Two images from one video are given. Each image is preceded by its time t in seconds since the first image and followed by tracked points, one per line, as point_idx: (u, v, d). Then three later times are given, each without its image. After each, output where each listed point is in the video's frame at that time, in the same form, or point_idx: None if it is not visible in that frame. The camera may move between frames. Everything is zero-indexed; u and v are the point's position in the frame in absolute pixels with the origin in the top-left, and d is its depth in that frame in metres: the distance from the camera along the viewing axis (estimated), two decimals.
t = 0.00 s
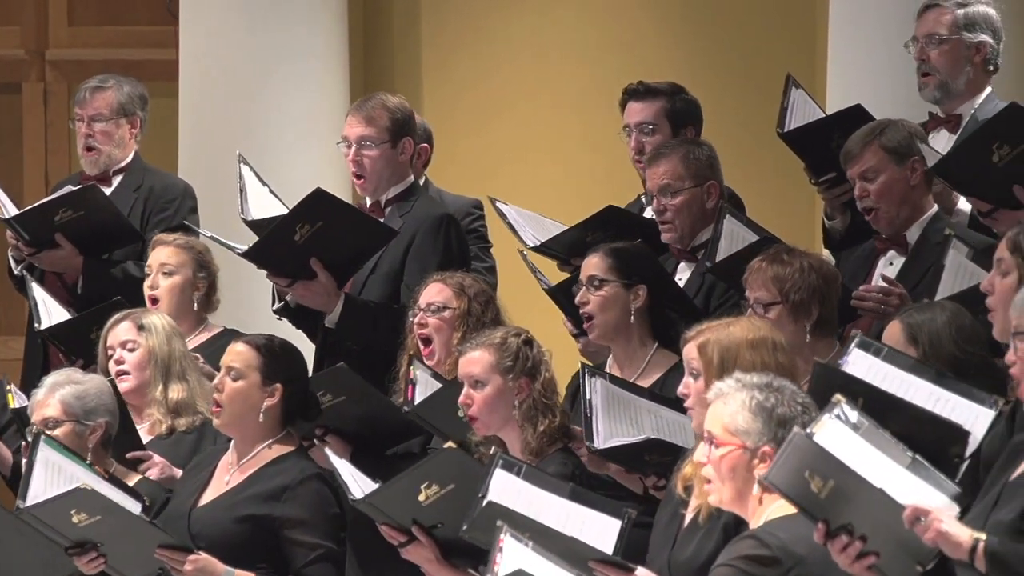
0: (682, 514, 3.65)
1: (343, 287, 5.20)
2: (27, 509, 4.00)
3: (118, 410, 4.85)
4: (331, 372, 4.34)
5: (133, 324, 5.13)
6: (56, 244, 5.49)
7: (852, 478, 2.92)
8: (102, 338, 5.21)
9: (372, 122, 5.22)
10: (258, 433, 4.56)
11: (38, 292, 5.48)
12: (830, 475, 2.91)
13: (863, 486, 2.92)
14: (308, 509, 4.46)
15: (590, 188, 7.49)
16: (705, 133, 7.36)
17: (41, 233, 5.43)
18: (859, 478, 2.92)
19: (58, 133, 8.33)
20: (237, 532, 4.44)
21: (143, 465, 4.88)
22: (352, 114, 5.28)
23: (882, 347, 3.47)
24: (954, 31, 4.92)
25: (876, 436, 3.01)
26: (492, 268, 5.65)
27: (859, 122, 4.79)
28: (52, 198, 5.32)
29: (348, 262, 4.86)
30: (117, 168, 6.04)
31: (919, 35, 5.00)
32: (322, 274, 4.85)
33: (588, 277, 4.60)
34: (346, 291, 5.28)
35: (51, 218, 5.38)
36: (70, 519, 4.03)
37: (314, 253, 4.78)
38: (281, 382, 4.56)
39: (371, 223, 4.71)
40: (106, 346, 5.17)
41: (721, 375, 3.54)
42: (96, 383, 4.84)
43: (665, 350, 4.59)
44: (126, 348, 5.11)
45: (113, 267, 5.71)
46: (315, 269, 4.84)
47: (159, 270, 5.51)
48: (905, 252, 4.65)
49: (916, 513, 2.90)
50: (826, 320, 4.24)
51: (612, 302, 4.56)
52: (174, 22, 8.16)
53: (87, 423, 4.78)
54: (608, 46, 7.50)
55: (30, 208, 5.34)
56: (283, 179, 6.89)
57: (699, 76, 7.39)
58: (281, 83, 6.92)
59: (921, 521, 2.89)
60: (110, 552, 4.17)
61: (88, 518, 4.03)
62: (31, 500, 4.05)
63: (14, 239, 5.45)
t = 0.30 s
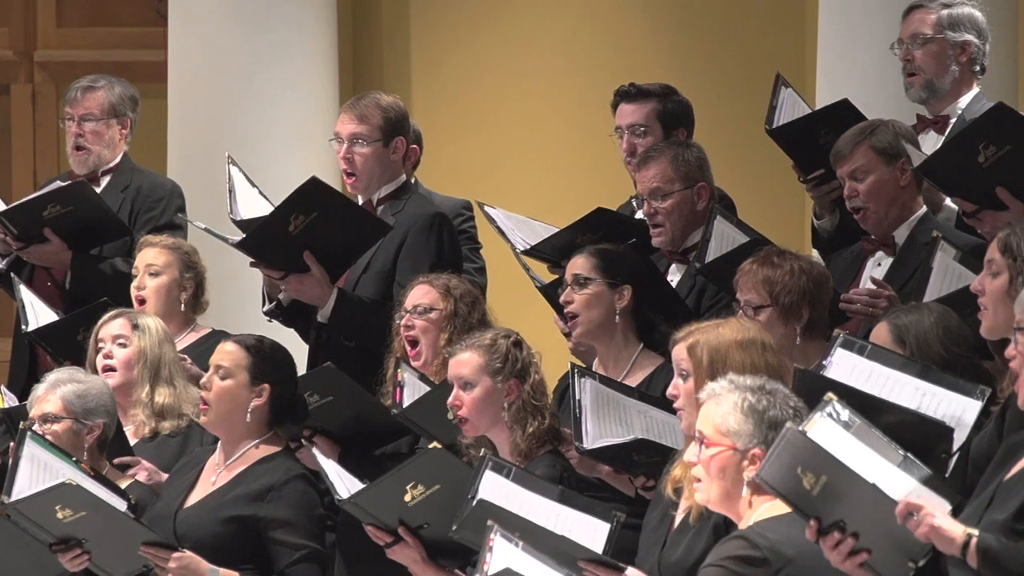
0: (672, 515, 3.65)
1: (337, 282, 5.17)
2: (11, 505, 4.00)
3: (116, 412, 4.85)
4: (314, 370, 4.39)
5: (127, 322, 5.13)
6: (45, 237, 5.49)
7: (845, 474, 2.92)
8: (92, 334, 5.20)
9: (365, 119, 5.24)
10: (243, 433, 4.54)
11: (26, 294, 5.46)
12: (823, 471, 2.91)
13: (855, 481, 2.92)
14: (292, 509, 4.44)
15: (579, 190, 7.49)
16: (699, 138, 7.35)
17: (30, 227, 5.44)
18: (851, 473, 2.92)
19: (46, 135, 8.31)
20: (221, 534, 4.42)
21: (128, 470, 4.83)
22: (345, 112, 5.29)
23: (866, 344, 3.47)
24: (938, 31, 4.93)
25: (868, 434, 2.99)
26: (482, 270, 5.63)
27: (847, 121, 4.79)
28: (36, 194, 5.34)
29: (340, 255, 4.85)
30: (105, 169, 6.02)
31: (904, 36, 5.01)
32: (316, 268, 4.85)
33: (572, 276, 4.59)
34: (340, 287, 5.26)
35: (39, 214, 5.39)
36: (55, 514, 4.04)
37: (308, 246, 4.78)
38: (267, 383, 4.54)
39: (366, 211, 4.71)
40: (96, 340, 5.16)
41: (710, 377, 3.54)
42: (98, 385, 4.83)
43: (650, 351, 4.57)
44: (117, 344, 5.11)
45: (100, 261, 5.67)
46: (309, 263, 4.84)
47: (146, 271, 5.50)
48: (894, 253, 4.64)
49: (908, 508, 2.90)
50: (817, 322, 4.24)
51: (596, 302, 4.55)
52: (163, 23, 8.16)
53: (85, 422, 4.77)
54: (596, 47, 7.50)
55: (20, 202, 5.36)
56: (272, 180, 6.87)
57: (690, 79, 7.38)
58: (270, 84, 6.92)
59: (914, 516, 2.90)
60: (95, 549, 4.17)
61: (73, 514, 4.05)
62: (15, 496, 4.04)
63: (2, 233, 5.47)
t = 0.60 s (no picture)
0: (661, 515, 3.63)
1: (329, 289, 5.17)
2: None
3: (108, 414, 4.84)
4: (304, 372, 4.38)
5: (113, 328, 5.11)
6: (33, 236, 5.49)
7: (837, 478, 2.92)
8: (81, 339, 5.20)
9: (353, 124, 5.22)
10: (227, 432, 4.53)
11: (15, 297, 5.45)
12: (816, 475, 2.91)
13: (847, 485, 2.93)
14: (277, 509, 4.44)
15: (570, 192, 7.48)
16: (689, 142, 7.35)
17: (17, 226, 5.43)
18: (843, 477, 2.92)
19: (36, 137, 8.29)
20: (206, 535, 4.41)
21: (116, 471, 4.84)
22: (332, 118, 5.27)
23: (862, 344, 3.46)
24: (922, 35, 4.93)
25: (861, 438, 3.01)
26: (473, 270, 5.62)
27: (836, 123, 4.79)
28: (27, 189, 5.35)
29: (330, 266, 4.84)
30: (95, 170, 6.01)
31: (887, 44, 5.01)
32: (308, 276, 4.84)
33: (560, 281, 4.58)
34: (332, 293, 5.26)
35: (26, 211, 5.39)
36: (38, 517, 4.02)
37: (300, 253, 4.76)
38: (248, 382, 4.54)
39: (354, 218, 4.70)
40: (84, 347, 5.15)
41: (697, 379, 3.53)
42: (92, 387, 4.83)
43: (636, 353, 4.58)
44: (106, 352, 5.10)
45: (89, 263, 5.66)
46: (302, 271, 4.82)
47: (135, 274, 5.49)
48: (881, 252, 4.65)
49: (902, 512, 2.89)
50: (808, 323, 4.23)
51: (584, 304, 4.55)
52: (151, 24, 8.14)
53: (78, 423, 4.75)
54: (586, 50, 7.49)
55: (8, 199, 5.37)
56: (263, 183, 6.87)
57: (683, 82, 7.37)
58: (260, 86, 6.91)
59: (908, 520, 2.88)
60: (80, 552, 4.15)
61: (57, 516, 4.03)
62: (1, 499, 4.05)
63: None
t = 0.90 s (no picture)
0: (648, 516, 3.63)
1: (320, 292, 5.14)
2: None
3: (94, 415, 4.82)
4: (295, 373, 4.37)
5: (108, 331, 5.09)
6: (24, 246, 5.48)
7: (829, 476, 2.93)
8: (76, 342, 5.18)
9: (335, 129, 5.20)
10: (204, 433, 4.54)
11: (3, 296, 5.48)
12: (811, 474, 2.92)
13: (840, 483, 2.94)
14: (259, 508, 4.45)
15: (559, 193, 7.48)
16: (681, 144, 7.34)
17: (8, 236, 5.42)
18: (836, 475, 2.93)
19: (25, 138, 8.28)
20: (190, 537, 4.41)
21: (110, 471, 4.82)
22: (315, 122, 5.24)
23: (855, 346, 3.47)
24: (911, 35, 4.93)
25: (856, 436, 3.00)
26: (464, 271, 5.62)
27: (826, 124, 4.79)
28: (19, 200, 5.33)
29: (316, 266, 4.84)
30: (85, 173, 6.00)
31: (878, 41, 5.01)
32: (298, 280, 4.84)
33: (548, 282, 4.58)
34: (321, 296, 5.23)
35: (17, 221, 5.37)
36: (19, 521, 4.05)
37: (289, 258, 4.77)
38: (224, 381, 4.56)
39: (345, 223, 4.70)
40: (81, 350, 5.14)
41: (682, 379, 3.53)
42: (75, 387, 4.82)
43: (625, 353, 4.58)
44: (101, 356, 5.08)
45: (82, 272, 5.66)
46: (292, 276, 4.82)
47: (124, 278, 5.48)
48: (872, 254, 4.62)
49: (895, 511, 2.89)
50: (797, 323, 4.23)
51: (571, 307, 4.55)
52: (141, 24, 8.14)
53: (63, 423, 4.76)
54: (575, 50, 7.49)
55: None
56: (253, 186, 6.85)
57: (673, 83, 7.37)
58: (251, 86, 6.91)
59: (901, 519, 2.89)
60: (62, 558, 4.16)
61: (38, 520, 4.05)
62: None
63: None
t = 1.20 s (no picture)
0: (636, 518, 3.63)
1: (310, 299, 5.12)
2: None
3: (76, 414, 4.81)
4: (286, 375, 4.38)
5: (110, 330, 5.09)
6: (19, 252, 5.47)
7: (821, 478, 2.94)
8: (75, 340, 5.17)
9: (327, 129, 5.21)
10: (186, 430, 4.52)
11: None
12: (802, 477, 2.93)
13: (831, 485, 2.95)
14: (244, 507, 4.46)
15: (550, 195, 7.49)
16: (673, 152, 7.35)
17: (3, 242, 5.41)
18: (827, 477, 2.94)
19: (17, 139, 8.26)
20: (175, 537, 4.43)
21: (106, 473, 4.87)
22: (306, 121, 5.25)
23: (846, 343, 3.47)
24: (905, 37, 4.93)
25: (846, 438, 3.02)
26: (456, 273, 5.62)
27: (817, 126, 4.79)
28: (13, 209, 5.32)
29: (306, 273, 4.84)
30: (81, 176, 5.99)
31: (871, 41, 5.01)
32: (287, 290, 4.86)
33: (541, 282, 4.58)
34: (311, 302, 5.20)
35: (13, 228, 5.36)
36: (4, 526, 4.08)
37: (279, 269, 4.79)
38: (206, 378, 4.54)
39: (333, 233, 4.71)
40: (80, 347, 5.12)
41: (668, 379, 3.54)
42: (55, 389, 4.78)
43: (618, 353, 4.59)
44: (101, 353, 5.08)
45: (79, 277, 5.68)
46: (281, 287, 4.85)
47: (115, 277, 5.48)
48: (868, 255, 4.64)
49: (887, 513, 2.91)
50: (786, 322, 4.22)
51: (564, 308, 4.55)
52: (131, 25, 8.13)
53: (44, 427, 4.73)
54: (567, 50, 7.49)
55: None
56: (241, 187, 6.86)
57: (664, 84, 7.37)
58: (241, 87, 6.90)
59: (892, 520, 2.91)
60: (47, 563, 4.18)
61: (24, 524, 4.08)
62: None
63: None
